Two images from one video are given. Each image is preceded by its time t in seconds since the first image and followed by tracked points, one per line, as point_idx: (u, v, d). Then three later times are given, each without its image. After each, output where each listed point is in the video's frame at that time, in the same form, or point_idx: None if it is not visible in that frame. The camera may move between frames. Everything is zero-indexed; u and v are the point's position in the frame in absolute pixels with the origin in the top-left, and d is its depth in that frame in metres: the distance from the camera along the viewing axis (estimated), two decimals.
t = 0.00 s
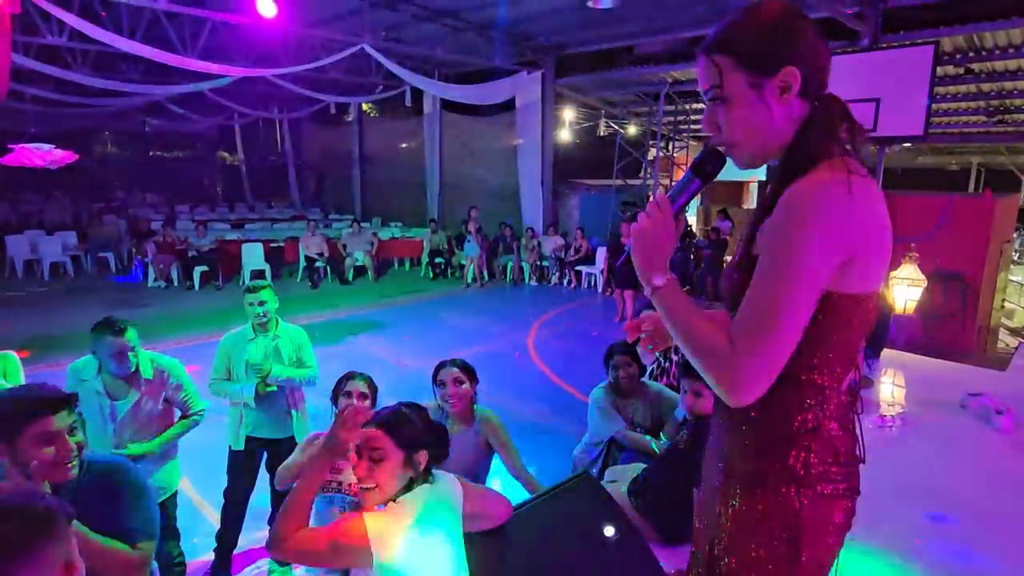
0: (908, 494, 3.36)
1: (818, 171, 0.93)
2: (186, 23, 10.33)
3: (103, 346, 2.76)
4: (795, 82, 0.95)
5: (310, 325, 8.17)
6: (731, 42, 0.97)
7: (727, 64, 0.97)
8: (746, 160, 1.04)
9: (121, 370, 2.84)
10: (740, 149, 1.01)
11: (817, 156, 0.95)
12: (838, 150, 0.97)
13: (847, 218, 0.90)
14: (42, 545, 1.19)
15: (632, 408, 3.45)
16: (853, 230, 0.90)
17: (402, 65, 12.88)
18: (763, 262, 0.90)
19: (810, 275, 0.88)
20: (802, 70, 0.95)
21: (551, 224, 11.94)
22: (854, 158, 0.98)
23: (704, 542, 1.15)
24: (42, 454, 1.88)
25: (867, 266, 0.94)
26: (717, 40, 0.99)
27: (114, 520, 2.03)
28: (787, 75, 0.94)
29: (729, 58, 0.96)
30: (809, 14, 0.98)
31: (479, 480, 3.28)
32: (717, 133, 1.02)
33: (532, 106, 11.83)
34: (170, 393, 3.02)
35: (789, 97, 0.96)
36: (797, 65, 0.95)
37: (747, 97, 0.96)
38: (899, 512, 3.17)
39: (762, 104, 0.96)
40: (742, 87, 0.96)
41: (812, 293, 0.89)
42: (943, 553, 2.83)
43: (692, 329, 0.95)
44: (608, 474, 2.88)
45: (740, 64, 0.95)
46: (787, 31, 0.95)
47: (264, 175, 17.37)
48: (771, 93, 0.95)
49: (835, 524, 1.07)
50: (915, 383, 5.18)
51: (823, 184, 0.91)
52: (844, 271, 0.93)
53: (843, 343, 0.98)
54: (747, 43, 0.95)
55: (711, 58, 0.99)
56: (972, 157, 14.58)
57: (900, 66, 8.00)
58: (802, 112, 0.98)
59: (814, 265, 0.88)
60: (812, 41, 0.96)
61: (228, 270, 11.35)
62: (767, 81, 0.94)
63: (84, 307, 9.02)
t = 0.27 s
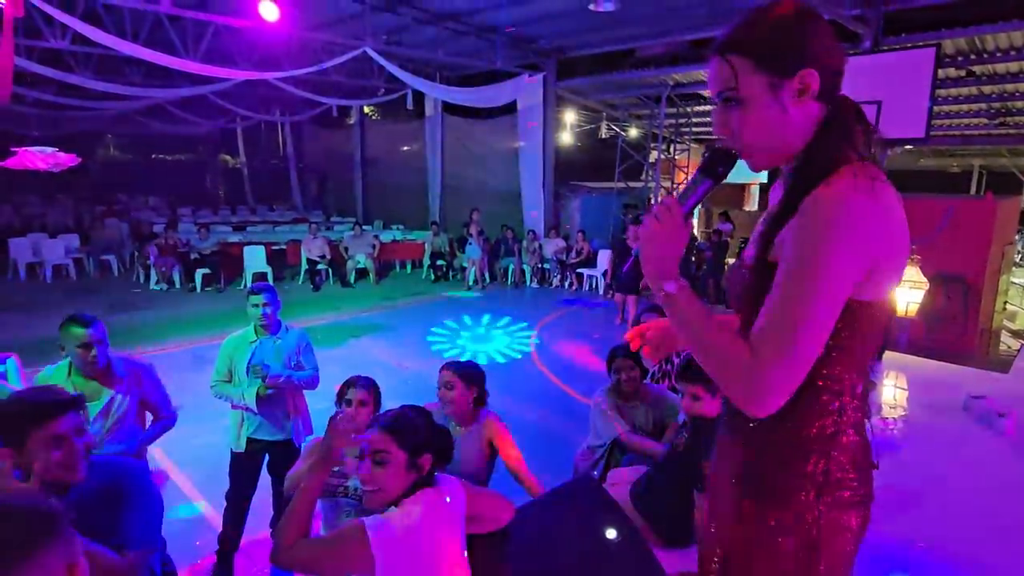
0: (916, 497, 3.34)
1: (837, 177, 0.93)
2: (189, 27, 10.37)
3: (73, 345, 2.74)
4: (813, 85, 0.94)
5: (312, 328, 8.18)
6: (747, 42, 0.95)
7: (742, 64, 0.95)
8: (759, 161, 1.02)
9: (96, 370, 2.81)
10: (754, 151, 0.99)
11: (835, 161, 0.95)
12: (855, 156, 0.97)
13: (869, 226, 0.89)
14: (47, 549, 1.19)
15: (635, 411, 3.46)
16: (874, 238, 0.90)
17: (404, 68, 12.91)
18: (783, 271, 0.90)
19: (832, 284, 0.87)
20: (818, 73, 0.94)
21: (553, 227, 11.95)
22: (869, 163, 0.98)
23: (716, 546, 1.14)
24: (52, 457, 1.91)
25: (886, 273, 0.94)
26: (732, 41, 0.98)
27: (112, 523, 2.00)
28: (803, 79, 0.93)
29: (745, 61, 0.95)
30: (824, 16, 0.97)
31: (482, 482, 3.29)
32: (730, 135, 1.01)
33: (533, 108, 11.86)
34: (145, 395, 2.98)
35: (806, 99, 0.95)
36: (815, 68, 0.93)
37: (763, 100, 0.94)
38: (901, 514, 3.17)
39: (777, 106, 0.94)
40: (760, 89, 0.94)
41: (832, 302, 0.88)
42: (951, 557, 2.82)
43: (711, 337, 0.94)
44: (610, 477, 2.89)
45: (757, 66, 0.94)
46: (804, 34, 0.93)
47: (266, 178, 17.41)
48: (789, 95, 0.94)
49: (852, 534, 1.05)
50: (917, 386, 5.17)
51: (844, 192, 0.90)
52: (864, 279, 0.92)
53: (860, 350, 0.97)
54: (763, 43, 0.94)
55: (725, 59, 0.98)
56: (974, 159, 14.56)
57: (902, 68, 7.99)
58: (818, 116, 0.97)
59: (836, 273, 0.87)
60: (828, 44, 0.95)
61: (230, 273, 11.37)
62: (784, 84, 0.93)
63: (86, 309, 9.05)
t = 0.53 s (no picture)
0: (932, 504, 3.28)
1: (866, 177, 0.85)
2: (196, 30, 10.43)
3: (69, 343, 2.76)
4: (838, 85, 0.87)
5: (318, 329, 8.21)
6: (768, 36, 0.87)
7: (764, 59, 0.87)
8: (774, 164, 0.95)
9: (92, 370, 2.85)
10: (774, 154, 0.91)
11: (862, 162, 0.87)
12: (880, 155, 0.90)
13: (905, 228, 0.82)
14: (60, 545, 1.22)
15: (641, 412, 3.47)
16: (908, 240, 0.83)
17: (409, 70, 12.95)
18: (815, 280, 0.82)
19: (869, 293, 0.80)
20: (844, 72, 0.87)
21: (557, 228, 11.97)
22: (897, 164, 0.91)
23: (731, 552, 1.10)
24: (54, 459, 1.91)
25: (916, 276, 0.87)
26: (750, 35, 0.90)
27: (114, 522, 2.05)
28: (830, 77, 0.86)
29: (768, 56, 0.87)
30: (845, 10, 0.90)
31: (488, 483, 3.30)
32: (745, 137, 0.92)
33: (537, 110, 11.87)
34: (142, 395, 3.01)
35: (832, 99, 0.88)
36: (839, 66, 0.86)
37: (789, 99, 0.86)
38: (907, 516, 3.16)
39: (800, 107, 0.87)
40: (784, 87, 0.86)
41: (870, 312, 0.81)
42: (957, 559, 2.81)
43: (739, 354, 0.85)
44: (615, 477, 2.90)
45: (782, 63, 0.85)
46: (830, 28, 0.86)
47: (272, 180, 17.48)
48: (813, 94, 0.86)
49: (873, 540, 1.00)
50: (923, 386, 5.16)
51: (876, 192, 0.83)
52: (897, 286, 0.85)
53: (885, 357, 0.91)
54: (786, 35, 0.86)
55: (746, 54, 0.89)
56: (980, 159, 14.50)
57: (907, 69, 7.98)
58: (838, 117, 0.90)
59: (874, 281, 0.80)
60: (853, 40, 0.88)
61: (236, 274, 11.42)
62: (810, 82, 0.85)
63: (94, 311, 9.11)
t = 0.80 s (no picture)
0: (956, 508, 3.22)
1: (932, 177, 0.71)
2: (209, 35, 10.52)
3: (87, 343, 2.81)
4: (884, 72, 0.74)
5: (330, 331, 8.25)
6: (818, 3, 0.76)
7: (812, 31, 0.75)
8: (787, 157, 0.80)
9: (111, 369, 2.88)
10: (789, 145, 0.78)
11: (890, 170, 0.74)
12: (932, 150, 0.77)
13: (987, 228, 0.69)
14: (77, 542, 1.24)
15: (652, 414, 3.44)
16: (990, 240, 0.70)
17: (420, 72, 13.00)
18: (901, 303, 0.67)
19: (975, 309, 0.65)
20: (895, 60, 0.74)
21: (569, 229, 11.95)
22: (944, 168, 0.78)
23: None
24: (60, 461, 1.98)
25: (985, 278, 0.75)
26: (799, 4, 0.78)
27: (127, 521, 2.03)
28: (879, 63, 0.73)
29: (812, 26, 0.75)
30: None
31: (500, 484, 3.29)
32: (763, 121, 0.80)
33: (548, 111, 11.86)
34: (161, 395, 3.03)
35: (872, 93, 0.75)
36: (893, 50, 0.73)
37: (830, 80, 0.74)
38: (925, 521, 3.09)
39: (841, 91, 0.74)
40: (827, 65, 0.74)
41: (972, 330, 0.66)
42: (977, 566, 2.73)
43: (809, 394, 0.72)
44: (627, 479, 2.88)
45: (829, 35, 0.74)
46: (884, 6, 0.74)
47: (285, 182, 17.61)
48: (857, 79, 0.74)
49: None
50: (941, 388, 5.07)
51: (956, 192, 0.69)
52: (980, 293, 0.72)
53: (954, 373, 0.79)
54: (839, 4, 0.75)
55: (792, 21, 0.77)
56: (999, 157, 14.27)
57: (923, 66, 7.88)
58: (879, 115, 0.77)
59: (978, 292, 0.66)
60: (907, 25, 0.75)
61: (250, 276, 11.52)
62: (858, 64, 0.73)
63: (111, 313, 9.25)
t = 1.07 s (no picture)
0: (983, 504, 3.14)
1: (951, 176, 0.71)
2: (226, 39, 10.65)
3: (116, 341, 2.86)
4: (905, 63, 0.74)
5: (346, 332, 8.31)
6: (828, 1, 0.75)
7: (822, 28, 0.75)
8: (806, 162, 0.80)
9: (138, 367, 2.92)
10: (811, 151, 0.77)
11: (910, 166, 0.75)
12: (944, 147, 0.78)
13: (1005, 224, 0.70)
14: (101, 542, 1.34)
15: (666, 415, 3.44)
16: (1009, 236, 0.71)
17: (434, 74, 13.05)
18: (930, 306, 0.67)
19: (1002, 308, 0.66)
20: (914, 50, 0.74)
21: (583, 229, 11.92)
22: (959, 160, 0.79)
23: None
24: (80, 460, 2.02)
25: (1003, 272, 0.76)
26: None
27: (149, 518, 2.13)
28: (899, 55, 0.73)
29: (828, 20, 0.74)
30: None
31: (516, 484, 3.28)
32: (781, 127, 0.79)
33: (562, 111, 11.85)
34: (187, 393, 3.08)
35: (891, 85, 0.75)
36: (910, 41, 0.74)
37: (848, 78, 0.74)
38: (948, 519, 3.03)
39: (862, 87, 0.74)
40: (844, 62, 0.74)
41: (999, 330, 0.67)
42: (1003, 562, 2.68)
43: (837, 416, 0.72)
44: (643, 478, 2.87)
45: (846, 30, 0.73)
46: None
47: (301, 184, 17.74)
48: (877, 74, 0.74)
49: None
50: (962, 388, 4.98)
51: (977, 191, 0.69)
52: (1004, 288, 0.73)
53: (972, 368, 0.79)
54: None
55: (800, 19, 0.77)
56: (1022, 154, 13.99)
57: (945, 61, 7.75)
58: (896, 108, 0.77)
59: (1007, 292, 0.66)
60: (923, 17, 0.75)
61: (267, 278, 11.62)
62: (876, 59, 0.73)
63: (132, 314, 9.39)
